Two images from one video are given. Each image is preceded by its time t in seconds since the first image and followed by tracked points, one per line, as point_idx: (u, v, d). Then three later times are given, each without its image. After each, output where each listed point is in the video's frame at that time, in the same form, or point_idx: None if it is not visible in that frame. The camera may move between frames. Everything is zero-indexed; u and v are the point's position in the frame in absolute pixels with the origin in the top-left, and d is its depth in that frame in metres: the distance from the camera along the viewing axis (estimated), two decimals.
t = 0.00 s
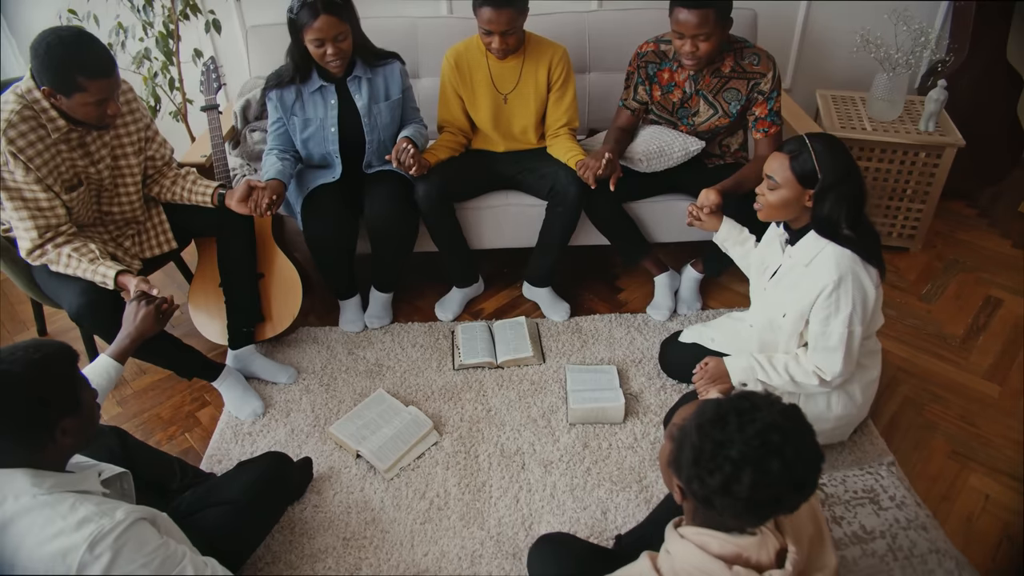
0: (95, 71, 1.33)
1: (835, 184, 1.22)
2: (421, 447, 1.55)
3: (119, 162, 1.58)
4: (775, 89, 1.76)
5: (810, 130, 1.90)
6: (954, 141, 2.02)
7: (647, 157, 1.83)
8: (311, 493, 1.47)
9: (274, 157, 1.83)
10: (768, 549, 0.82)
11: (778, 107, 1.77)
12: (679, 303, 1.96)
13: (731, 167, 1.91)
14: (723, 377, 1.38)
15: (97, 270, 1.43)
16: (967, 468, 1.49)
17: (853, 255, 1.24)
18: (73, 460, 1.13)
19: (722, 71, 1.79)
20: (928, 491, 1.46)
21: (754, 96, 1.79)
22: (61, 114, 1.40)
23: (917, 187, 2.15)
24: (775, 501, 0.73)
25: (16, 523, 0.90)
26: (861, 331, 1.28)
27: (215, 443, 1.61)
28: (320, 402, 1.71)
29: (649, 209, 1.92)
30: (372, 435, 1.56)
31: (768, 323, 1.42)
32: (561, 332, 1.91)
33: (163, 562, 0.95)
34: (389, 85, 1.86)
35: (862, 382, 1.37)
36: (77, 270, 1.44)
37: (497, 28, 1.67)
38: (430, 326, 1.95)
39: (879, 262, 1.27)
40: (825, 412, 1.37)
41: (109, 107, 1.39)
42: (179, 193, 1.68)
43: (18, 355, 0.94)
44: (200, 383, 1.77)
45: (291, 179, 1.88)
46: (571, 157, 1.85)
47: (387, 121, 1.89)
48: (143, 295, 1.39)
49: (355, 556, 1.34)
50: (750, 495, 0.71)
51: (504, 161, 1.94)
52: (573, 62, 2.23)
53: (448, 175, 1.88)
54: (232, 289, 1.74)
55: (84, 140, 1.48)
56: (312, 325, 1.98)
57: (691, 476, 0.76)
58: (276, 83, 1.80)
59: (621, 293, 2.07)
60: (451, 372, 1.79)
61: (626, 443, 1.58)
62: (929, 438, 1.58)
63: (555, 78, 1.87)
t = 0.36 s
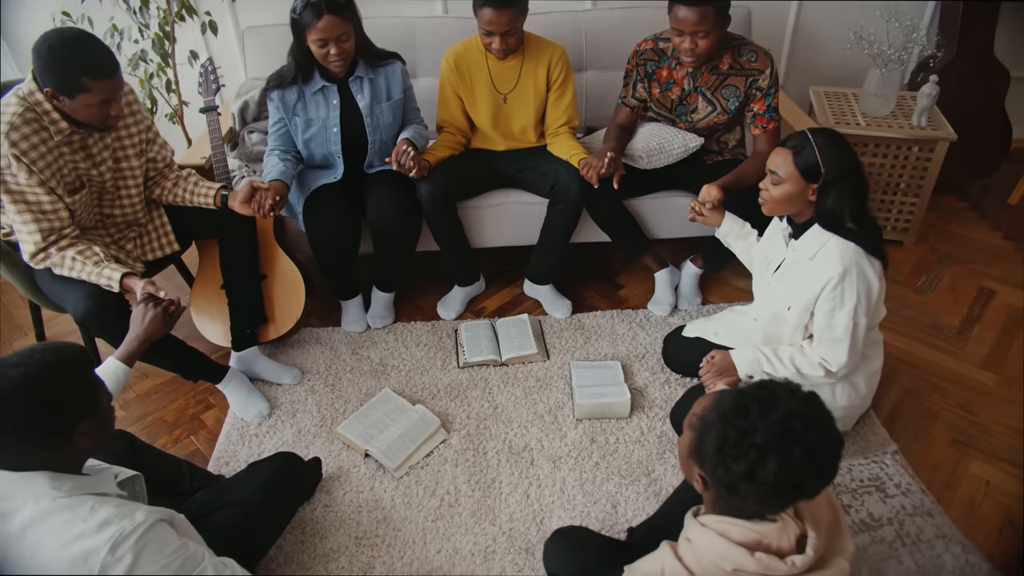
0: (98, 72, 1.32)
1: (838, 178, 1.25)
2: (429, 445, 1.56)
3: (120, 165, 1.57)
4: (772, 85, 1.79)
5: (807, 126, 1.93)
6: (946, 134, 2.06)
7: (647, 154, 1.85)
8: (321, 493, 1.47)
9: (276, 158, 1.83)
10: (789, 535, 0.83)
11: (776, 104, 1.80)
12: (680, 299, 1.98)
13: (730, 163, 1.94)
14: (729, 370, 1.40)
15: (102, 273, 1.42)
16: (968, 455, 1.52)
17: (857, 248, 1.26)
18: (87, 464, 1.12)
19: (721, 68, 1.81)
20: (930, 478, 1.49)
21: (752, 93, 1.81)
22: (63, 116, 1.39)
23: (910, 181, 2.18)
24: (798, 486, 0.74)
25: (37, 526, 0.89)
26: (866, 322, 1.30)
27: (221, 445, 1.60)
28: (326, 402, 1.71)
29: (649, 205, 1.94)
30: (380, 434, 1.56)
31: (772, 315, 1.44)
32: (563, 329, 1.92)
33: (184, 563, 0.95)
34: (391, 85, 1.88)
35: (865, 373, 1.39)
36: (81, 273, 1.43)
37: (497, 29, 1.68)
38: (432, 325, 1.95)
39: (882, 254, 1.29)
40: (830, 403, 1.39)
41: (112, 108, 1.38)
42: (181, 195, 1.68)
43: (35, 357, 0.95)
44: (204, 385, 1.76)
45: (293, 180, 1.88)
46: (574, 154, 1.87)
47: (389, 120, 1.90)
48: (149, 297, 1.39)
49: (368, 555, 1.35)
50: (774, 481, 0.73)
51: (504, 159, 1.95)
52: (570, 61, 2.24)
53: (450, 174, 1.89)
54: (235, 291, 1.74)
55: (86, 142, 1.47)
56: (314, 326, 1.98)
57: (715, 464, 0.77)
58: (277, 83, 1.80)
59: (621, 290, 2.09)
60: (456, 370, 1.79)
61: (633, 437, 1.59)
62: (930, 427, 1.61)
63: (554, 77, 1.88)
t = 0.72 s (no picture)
0: (100, 75, 1.31)
1: (841, 174, 1.27)
2: (437, 445, 1.56)
3: (121, 168, 1.56)
4: (769, 83, 1.81)
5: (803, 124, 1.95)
6: (938, 130, 2.09)
7: (646, 153, 1.87)
8: (329, 494, 1.47)
9: (276, 160, 1.82)
10: (807, 524, 0.84)
11: (773, 101, 1.82)
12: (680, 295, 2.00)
13: (727, 161, 1.96)
14: (735, 365, 1.42)
15: (105, 277, 1.41)
16: (967, 445, 1.55)
17: (860, 242, 1.28)
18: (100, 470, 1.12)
19: (718, 66, 1.83)
20: (932, 468, 1.51)
21: (749, 91, 1.83)
22: (65, 119, 1.38)
23: (903, 176, 2.21)
24: (819, 476, 0.75)
25: (55, 533, 0.88)
26: (869, 315, 1.32)
27: (227, 448, 1.60)
28: (331, 404, 1.70)
29: (648, 203, 1.96)
30: (387, 435, 1.56)
31: (776, 310, 1.46)
32: (565, 327, 1.93)
33: (203, 566, 0.95)
34: (390, 86, 1.88)
35: (868, 365, 1.41)
36: (84, 278, 1.42)
37: (497, 29, 1.69)
38: (434, 325, 1.95)
39: (884, 248, 1.31)
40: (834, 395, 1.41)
41: (114, 111, 1.37)
42: (182, 198, 1.67)
43: (51, 361, 0.95)
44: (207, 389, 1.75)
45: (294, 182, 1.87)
46: (575, 154, 1.88)
47: (389, 121, 1.90)
48: (154, 301, 1.38)
49: (379, 555, 1.35)
50: (796, 471, 0.74)
51: (503, 159, 1.95)
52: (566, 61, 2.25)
53: (450, 174, 1.89)
54: (237, 294, 1.73)
55: (86, 146, 1.46)
56: (315, 328, 1.97)
57: (737, 455, 0.78)
58: (276, 85, 1.80)
59: (621, 288, 2.10)
60: (460, 370, 1.80)
61: (638, 433, 1.61)
62: (929, 418, 1.63)
63: (553, 77, 1.89)
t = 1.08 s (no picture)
0: (104, 77, 1.30)
1: (844, 168, 1.29)
2: (445, 443, 1.57)
3: (123, 171, 1.56)
4: (765, 80, 1.83)
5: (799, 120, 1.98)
6: (929, 125, 2.12)
7: (645, 150, 1.89)
8: (340, 494, 1.47)
9: (276, 162, 1.82)
10: (825, 510, 0.86)
11: (769, 98, 1.85)
12: (679, 291, 2.02)
13: (725, 157, 1.98)
14: (741, 357, 1.44)
15: (111, 281, 1.40)
16: (967, 432, 1.58)
17: (862, 235, 1.30)
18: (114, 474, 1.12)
19: (714, 65, 1.85)
20: (934, 456, 1.54)
21: (746, 88, 1.85)
22: (67, 122, 1.37)
23: (895, 171, 2.24)
24: (840, 461, 0.78)
25: (77, 537, 0.88)
26: (872, 306, 1.34)
27: (234, 451, 1.59)
28: (337, 404, 1.70)
29: (647, 200, 1.97)
30: (395, 434, 1.57)
31: (779, 303, 1.48)
32: (567, 324, 1.94)
33: (224, 568, 0.95)
34: (388, 86, 1.88)
35: (871, 355, 1.44)
36: (89, 282, 1.41)
37: (498, 27, 1.69)
38: (437, 324, 1.96)
39: (885, 240, 1.34)
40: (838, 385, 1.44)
41: (117, 113, 1.36)
42: (184, 200, 1.66)
43: (69, 364, 0.94)
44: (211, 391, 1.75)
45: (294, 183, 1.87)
46: (575, 152, 1.89)
47: (387, 121, 1.90)
48: (162, 304, 1.38)
49: (392, 553, 1.35)
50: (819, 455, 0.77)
51: (502, 158, 1.96)
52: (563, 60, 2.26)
53: (450, 174, 1.89)
54: (240, 296, 1.72)
55: (88, 148, 1.45)
56: (317, 329, 1.97)
57: (761, 442, 0.80)
58: (274, 87, 1.79)
59: (621, 284, 2.12)
60: (465, 368, 1.80)
61: (644, 427, 1.62)
62: (929, 407, 1.67)
63: (552, 75, 1.90)
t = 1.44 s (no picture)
0: (107, 79, 1.28)
1: (847, 163, 1.32)
2: (454, 442, 1.57)
3: (124, 174, 1.54)
4: (762, 77, 1.85)
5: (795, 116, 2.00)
6: (921, 119, 2.14)
7: (645, 147, 1.90)
8: (351, 495, 1.47)
9: (277, 164, 1.81)
10: (845, 498, 0.88)
11: (766, 94, 1.87)
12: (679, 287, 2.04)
13: (722, 153, 2.00)
14: (747, 351, 1.45)
15: (116, 285, 1.39)
16: (967, 421, 1.61)
17: (865, 229, 1.32)
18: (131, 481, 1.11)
19: (712, 62, 1.87)
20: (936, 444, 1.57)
21: (743, 85, 1.87)
22: (69, 125, 1.36)
23: (888, 165, 2.27)
24: (862, 449, 0.80)
25: (101, 544, 0.87)
26: (876, 298, 1.37)
27: (241, 454, 1.58)
28: (343, 406, 1.70)
29: (647, 197, 1.99)
30: (404, 434, 1.57)
31: (783, 297, 1.50)
32: (569, 322, 1.95)
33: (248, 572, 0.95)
34: (386, 85, 1.88)
35: (874, 346, 1.46)
36: (94, 286, 1.40)
37: (500, 26, 1.70)
38: (440, 324, 1.96)
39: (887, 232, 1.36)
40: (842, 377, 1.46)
41: (120, 116, 1.35)
42: (186, 203, 1.65)
43: (90, 371, 0.93)
44: (215, 395, 1.74)
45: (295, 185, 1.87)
46: (577, 150, 1.90)
47: (387, 121, 1.90)
48: (169, 307, 1.37)
49: (406, 553, 1.35)
50: (841, 444, 0.79)
51: (502, 158, 1.97)
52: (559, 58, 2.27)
53: (451, 173, 1.89)
54: (243, 299, 1.71)
55: (90, 152, 1.44)
56: (319, 330, 1.96)
57: (784, 433, 0.83)
58: (272, 89, 1.78)
59: (621, 281, 2.13)
60: (470, 367, 1.81)
61: (651, 422, 1.64)
62: (929, 397, 1.70)
63: (551, 74, 1.91)
